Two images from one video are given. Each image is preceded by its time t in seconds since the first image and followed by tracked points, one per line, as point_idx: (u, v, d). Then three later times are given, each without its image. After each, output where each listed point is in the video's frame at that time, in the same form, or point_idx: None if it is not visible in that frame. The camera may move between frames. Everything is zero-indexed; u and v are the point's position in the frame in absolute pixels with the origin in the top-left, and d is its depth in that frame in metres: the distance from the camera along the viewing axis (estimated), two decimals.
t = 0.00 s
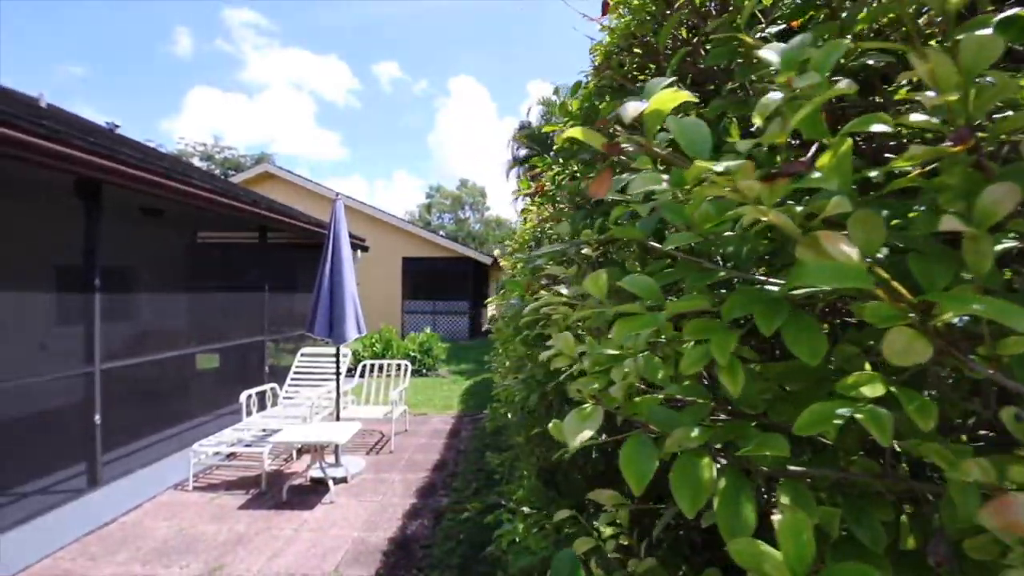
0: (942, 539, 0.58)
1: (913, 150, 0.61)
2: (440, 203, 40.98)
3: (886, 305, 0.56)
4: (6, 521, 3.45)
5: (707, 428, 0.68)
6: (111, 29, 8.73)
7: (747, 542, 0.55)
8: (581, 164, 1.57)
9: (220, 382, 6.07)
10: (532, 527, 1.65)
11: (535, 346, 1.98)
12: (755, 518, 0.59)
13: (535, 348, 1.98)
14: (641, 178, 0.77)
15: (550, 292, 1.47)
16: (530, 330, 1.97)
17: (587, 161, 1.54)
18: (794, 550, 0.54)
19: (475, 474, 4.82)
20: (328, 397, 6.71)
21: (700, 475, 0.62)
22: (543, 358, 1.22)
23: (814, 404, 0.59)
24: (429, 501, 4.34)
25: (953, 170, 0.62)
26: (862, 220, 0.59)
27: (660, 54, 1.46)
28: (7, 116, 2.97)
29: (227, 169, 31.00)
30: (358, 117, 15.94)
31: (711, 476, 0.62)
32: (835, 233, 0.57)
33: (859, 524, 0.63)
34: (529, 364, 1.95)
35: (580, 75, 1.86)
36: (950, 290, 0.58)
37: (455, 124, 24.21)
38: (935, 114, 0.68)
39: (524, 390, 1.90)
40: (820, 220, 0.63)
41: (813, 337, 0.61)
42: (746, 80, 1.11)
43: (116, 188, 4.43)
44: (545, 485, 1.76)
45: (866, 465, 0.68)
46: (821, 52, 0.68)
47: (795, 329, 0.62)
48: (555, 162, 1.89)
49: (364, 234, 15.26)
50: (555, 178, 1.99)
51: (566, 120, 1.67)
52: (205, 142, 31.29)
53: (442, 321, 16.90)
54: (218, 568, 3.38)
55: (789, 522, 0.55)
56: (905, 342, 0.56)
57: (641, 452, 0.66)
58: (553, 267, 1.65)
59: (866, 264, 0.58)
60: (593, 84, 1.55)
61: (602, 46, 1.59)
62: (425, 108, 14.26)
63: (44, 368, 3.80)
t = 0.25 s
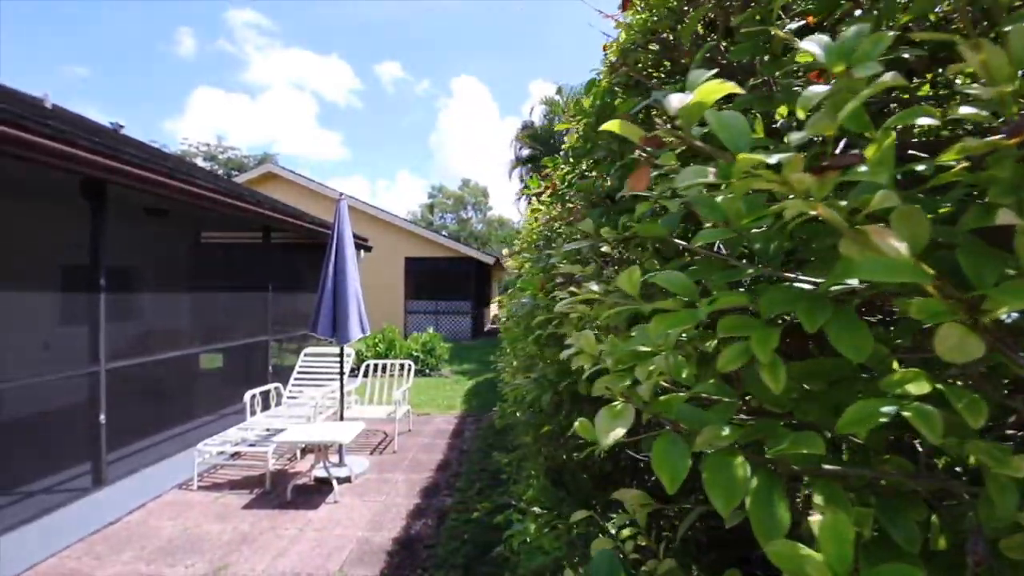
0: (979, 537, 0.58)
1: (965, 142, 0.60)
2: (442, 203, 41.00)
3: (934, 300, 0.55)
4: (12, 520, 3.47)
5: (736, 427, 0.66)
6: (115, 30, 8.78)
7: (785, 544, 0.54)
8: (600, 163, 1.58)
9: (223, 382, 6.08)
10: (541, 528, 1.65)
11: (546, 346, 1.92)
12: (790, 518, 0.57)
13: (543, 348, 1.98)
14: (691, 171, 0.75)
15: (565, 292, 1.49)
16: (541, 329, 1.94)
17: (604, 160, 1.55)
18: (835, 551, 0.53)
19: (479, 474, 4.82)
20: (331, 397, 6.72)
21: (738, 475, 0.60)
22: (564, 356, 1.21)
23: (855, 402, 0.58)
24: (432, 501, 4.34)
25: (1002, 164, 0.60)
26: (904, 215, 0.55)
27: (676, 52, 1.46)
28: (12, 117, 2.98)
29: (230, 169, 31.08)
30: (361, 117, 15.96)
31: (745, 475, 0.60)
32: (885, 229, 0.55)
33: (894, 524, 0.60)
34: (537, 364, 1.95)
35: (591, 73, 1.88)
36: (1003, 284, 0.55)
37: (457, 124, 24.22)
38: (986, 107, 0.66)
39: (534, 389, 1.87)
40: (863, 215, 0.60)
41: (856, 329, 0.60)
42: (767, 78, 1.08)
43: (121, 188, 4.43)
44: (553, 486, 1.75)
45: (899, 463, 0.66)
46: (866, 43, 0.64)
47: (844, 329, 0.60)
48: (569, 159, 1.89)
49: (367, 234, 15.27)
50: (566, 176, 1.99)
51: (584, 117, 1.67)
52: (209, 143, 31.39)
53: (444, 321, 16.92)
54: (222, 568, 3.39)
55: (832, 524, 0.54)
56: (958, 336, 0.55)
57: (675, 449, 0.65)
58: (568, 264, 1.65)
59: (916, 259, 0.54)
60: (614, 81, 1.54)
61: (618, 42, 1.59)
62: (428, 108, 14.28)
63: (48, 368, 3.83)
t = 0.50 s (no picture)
0: None
1: None
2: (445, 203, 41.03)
3: (985, 297, 0.52)
4: (18, 519, 3.48)
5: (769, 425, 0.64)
6: (120, 31, 8.81)
7: (825, 541, 0.51)
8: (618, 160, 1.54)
9: (228, 381, 6.09)
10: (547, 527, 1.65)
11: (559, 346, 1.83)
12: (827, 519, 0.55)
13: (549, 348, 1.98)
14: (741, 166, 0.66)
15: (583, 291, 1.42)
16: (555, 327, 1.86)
17: (623, 156, 1.51)
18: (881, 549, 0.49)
19: (483, 474, 4.83)
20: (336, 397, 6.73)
21: (773, 474, 0.57)
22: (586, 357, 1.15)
23: (904, 397, 0.54)
24: (437, 501, 4.35)
25: None
26: (948, 210, 0.54)
27: (698, 48, 1.41)
28: (20, 117, 3.00)
29: (234, 170, 31.16)
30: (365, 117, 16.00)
31: (781, 474, 0.57)
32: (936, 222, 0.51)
33: (930, 523, 0.57)
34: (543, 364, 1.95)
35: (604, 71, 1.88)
36: None
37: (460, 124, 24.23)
38: None
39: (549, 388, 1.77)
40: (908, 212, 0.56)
41: (904, 329, 0.55)
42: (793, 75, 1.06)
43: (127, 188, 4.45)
44: (559, 486, 1.75)
45: (935, 463, 0.64)
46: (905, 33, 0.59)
47: (889, 324, 0.55)
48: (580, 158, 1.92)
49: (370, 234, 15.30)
50: (576, 175, 2.00)
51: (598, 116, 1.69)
52: (212, 143, 31.48)
53: (447, 321, 16.93)
54: (228, 567, 3.40)
55: (871, 516, 0.51)
56: (1011, 336, 0.50)
57: (709, 449, 0.61)
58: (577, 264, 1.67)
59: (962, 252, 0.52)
60: (630, 79, 1.55)
61: (633, 39, 1.58)
62: (431, 108, 14.30)
63: (56, 367, 3.83)
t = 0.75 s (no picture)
0: None
1: None
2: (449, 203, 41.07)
3: None
4: (27, 517, 3.51)
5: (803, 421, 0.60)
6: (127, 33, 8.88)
7: (872, 532, 0.48)
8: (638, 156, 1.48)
9: (234, 381, 6.12)
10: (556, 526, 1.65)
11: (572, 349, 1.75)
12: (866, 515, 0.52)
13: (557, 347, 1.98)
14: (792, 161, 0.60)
15: (601, 287, 1.37)
16: (568, 323, 1.79)
17: (643, 154, 1.46)
18: (929, 540, 0.47)
19: (488, 474, 4.83)
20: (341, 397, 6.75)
21: (811, 468, 0.53)
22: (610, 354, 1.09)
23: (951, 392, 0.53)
24: (442, 501, 4.35)
25: None
26: (998, 204, 0.50)
27: (719, 46, 1.35)
28: (28, 119, 3.02)
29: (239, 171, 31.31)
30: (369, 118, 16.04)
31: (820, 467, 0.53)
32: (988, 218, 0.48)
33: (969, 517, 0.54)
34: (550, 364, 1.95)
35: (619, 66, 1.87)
36: None
37: (464, 124, 24.23)
38: None
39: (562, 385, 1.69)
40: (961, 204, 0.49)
41: (951, 324, 0.52)
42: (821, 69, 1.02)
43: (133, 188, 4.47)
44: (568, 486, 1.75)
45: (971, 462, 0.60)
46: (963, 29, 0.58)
47: (937, 318, 0.53)
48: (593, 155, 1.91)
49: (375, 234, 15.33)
50: (588, 173, 1.98)
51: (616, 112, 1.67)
52: (218, 144, 31.64)
53: (451, 321, 16.95)
54: (235, 566, 3.42)
55: (921, 509, 0.48)
56: None
57: (746, 448, 0.58)
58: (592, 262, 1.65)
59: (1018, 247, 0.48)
60: (646, 76, 1.51)
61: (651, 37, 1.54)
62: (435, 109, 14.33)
63: (63, 367, 3.86)
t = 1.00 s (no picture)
0: None
1: None
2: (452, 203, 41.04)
3: None
4: (35, 516, 3.53)
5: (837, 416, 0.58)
6: (133, 35, 8.93)
7: (911, 531, 0.47)
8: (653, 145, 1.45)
9: (239, 381, 6.14)
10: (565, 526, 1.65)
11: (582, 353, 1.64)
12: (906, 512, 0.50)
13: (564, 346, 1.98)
14: (846, 143, 0.54)
15: (618, 284, 1.29)
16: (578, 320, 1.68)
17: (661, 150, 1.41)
18: (972, 538, 0.45)
19: (493, 473, 4.83)
20: (345, 396, 6.77)
21: (848, 463, 0.52)
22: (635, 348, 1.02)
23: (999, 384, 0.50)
24: (447, 501, 4.36)
25: None
26: None
27: (738, 41, 1.34)
28: (36, 120, 3.04)
29: (244, 171, 31.38)
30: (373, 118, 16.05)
31: (859, 462, 0.52)
32: None
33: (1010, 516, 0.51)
34: (558, 364, 1.96)
35: (632, 63, 1.86)
36: None
37: (467, 123, 24.22)
38: None
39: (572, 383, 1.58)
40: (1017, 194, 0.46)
41: (1000, 317, 0.49)
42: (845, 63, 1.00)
43: (140, 188, 4.49)
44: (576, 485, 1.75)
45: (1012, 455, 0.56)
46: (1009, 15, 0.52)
47: (983, 307, 0.50)
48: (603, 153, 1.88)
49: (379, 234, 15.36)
50: (598, 171, 1.97)
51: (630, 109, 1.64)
52: (222, 145, 31.76)
53: (455, 321, 16.96)
54: (241, 565, 3.43)
55: (963, 505, 0.47)
56: None
57: (782, 443, 0.57)
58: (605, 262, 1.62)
59: None
60: (663, 73, 1.49)
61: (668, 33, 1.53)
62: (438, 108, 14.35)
63: (71, 366, 3.88)
